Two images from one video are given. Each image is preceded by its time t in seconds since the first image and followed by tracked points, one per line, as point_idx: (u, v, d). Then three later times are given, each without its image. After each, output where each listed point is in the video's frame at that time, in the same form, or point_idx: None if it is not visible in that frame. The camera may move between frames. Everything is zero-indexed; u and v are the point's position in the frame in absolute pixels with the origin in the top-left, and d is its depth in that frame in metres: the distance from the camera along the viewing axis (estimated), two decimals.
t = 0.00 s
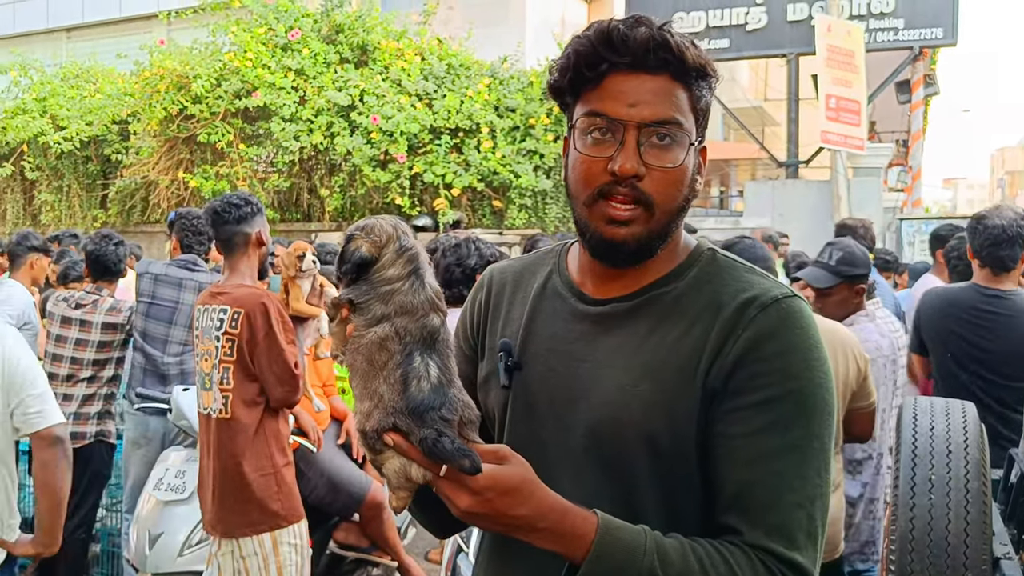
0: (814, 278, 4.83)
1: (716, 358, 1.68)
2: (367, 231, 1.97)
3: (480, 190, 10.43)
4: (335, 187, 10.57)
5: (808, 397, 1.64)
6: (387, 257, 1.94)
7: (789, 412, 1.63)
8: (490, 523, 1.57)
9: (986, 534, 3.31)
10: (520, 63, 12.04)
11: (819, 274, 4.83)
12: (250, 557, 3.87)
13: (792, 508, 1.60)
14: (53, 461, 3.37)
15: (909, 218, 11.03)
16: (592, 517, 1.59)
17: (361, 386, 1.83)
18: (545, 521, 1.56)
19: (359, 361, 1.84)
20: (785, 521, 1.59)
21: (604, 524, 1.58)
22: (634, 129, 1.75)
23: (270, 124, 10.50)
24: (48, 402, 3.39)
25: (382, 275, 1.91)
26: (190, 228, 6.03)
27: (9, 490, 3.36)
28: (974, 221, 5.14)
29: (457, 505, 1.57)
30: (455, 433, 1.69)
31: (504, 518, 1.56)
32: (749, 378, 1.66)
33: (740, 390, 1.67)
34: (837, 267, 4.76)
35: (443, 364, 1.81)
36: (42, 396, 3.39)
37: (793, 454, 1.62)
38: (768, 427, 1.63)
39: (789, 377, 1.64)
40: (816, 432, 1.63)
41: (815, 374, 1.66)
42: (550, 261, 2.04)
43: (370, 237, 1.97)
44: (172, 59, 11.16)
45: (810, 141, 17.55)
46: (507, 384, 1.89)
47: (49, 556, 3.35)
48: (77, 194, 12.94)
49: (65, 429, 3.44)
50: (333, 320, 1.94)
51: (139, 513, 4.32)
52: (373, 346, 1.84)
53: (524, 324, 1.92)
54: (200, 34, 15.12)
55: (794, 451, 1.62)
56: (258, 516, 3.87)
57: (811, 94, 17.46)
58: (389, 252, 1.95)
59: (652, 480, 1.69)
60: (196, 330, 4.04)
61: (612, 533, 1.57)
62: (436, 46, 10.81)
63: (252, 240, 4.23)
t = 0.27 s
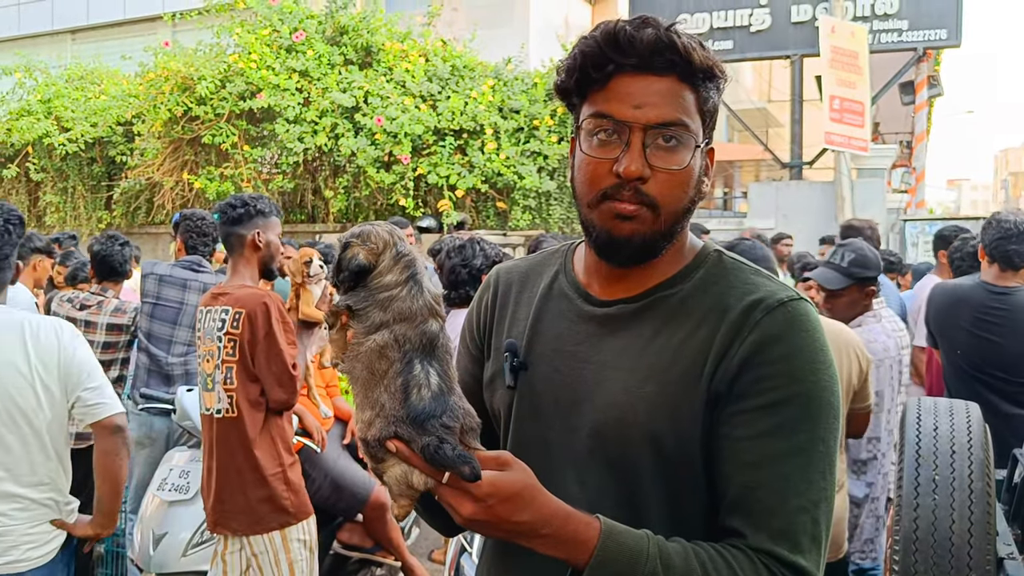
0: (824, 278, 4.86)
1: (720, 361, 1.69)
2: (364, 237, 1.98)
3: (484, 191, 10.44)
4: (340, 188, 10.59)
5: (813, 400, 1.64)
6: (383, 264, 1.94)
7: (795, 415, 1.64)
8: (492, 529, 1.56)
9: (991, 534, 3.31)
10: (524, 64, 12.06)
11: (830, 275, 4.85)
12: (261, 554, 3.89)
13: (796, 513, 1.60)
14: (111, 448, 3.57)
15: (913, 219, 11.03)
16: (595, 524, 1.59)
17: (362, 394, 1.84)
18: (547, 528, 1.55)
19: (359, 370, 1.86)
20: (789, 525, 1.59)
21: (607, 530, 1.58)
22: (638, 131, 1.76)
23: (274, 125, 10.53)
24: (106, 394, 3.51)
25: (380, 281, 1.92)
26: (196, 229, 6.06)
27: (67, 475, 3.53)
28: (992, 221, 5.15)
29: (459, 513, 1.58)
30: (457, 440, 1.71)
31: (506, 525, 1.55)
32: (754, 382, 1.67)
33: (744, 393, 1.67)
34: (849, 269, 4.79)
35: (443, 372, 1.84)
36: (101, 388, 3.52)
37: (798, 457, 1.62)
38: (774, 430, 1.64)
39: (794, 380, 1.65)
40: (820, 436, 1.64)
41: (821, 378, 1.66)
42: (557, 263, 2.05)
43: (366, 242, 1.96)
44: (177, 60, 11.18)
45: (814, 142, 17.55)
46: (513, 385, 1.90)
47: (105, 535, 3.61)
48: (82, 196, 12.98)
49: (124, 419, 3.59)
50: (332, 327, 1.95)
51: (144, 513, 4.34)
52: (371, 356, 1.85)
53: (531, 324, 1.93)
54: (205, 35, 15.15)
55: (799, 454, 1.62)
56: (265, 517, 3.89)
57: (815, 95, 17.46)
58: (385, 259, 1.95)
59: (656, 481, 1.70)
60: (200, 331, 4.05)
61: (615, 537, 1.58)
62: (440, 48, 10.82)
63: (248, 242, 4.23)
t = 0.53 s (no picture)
0: (829, 274, 4.84)
1: (719, 361, 1.69)
2: (364, 234, 1.96)
3: (482, 188, 10.45)
4: (338, 185, 10.58)
5: (813, 400, 1.65)
6: (383, 262, 1.94)
7: (795, 415, 1.64)
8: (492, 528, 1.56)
9: (989, 533, 3.31)
10: (522, 61, 12.06)
11: (835, 271, 4.82)
12: (257, 556, 3.90)
13: (795, 513, 1.61)
14: (144, 443, 3.65)
15: (911, 216, 11.03)
16: (595, 525, 1.59)
17: (359, 393, 1.84)
18: (547, 528, 1.55)
19: (355, 369, 1.86)
20: (787, 526, 1.60)
21: (608, 531, 1.58)
22: (602, 139, 1.74)
23: (273, 122, 10.52)
24: (141, 388, 3.61)
25: (379, 279, 1.92)
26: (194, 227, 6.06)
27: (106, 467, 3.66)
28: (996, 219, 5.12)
29: (457, 511, 1.57)
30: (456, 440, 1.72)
31: (504, 525, 1.55)
32: (753, 382, 1.67)
33: (743, 394, 1.67)
34: (854, 267, 4.75)
35: (441, 374, 1.85)
36: (136, 382, 3.62)
37: (798, 457, 1.63)
38: (774, 430, 1.64)
39: (794, 380, 1.65)
40: (819, 436, 1.65)
41: (820, 378, 1.67)
42: (556, 261, 2.05)
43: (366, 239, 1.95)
44: (175, 57, 11.17)
45: (813, 139, 17.56)
46: (512, 383, 1.90)
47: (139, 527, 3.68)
48: (80, 193, 12.97)
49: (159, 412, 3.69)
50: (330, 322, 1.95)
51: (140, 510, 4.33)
52: (368, 355, 1.85)
53: (530, 323, 1.93)
54: (203, 32, 15.14)
55: (799, 454, 1.63)
56: (265, 515, 3.89)
57: (813, 92, 17.46)
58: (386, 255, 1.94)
59: (656, 482, 1.71)
60: (199, 329, 4.04)
61: (615, 538, 1.58)
62: (439, 44, 10.80)
63: (245, 241, 4.21)
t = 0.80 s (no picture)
0: (850, 261, 4.81)
1: (727, 358, 1.70)
2: (352, 224, 1.88)
3: (482, 184, 10.45)
4: (338, 180, 10.58)
5: (820, 397, 1.66)
6: (373, 252, 1.87)
7: (805, 413, 1.65)
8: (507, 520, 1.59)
9: (990, 529, 3.31)
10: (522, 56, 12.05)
11: (855, 259, 4.82)
12: (260, 549, 3.92)
13: (807, 510, 1.63)
14: (155, 448, 3.61)
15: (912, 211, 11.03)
16: (610, 521, 1.61)
17: (375, 385, 1.76)
18: (560, 522, 1.58)
19: (368, 365, 1.78)
20: (798, 522, 1.62)
21: (622, 527, 1.60)
22: (577, 135, 1.76)
23: (273, 118, 10.52)
24: (158, 394, 3.58)
25: (372, 269, 1.85)
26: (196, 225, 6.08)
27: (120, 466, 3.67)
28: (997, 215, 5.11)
29: (471, 498, 1.61)
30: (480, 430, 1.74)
31: (516, 515, 1.58)
32: (761, 379, 1.68)
33: (751, 391, 1.68)
34: (872, 256, 4.82)
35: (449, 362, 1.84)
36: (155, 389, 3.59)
37: (809, 454, 1.64)
38: (785, 427, 1.65)
39: (801, 377, 1.66)
40: (828, 433, 1.66)
41: (828, 373, 1.68)
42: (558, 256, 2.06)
43: (354, 228, 1.87)
44: (175, 52, 11.16)
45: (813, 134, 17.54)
46: (513, 376, 1.91)
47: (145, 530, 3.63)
48: (80, 188, 12.99)
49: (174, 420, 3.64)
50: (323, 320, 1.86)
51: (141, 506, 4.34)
52: (376, 347, 1.78)
53: (530, 317, 1.94)
54: (203, 28, 15.14)
55: (809, 451, 1.64)
56: (271, 510, 3.92)
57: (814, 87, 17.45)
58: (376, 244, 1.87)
59: (659, 477, 1.71)
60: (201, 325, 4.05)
61: (631, 533, 1.60)
62: (439, 40, 10.78)
63: (259, 237, 4.14)
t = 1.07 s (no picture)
0: (853, 256, 4.83)
1: (732, 351, 1.71)
2: (332, 221, 2.08)
3: (480, 180, 10.45)
4: (336, 176, 10.59)
5: (825, 390, 1.67)
6: (359, 247, 2.05)
7: (811, 406, 1.66)
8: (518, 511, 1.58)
9: (992, 526, 3.25)
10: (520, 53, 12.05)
11: (858, 254, 4.83)
12: (265, 545, 3.92)
13: (815, 503, 1.63)
14: (150, 451, 3.61)
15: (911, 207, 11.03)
16: (620, 513, 1.60)
17: (399, 378, 1.82)
18: (572, 511, 1.57)
19: (383, 355, 1.86)
20: (806, 515, 1.63)
21: (633, 519, 1.59)
22: (586, 135, 1.76)
23: (270, 114, 10.52)
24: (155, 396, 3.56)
25: (359, 262, 2.02)
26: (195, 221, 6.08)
27: (121, 463, 3.67)
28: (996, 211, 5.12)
29: (483, 481, 1.61)
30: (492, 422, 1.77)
31: (526, 503, 1.57)
32: (767, 372, 1.68)
33: (757, 384, 1.69)
34: (876, 250, 4.83)
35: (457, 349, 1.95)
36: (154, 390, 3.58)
37: (815, 447, 1.65)
38: (791, 420, 1.66)
39: (806, 371, 1.67)
40: (834, 427, 1.67)
41: (832, 366, 1.69)
42: (557, 251, 2.06)
43: (338, 225, 2.07)
44: (172, 49, 11.14)
45: (811, 131, 17.54)
46: (514, 371, 1.93)
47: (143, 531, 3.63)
48: (78, 185, 12.99)
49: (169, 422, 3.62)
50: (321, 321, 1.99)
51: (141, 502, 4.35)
52: (387, 335, 1.88)
53: (530, 312, 1.94)
54: (200, 24, 15.11)
55: (815, 445, 1.65)
56: (276, 505, 3.93)
57: (812, 84, 17.45)
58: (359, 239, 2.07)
59: (663, 471, 1.72)
60: (201, 323, 4.05)
61: (639, 524, 1.59)
62: (437, 36, 10.76)
63: (264, 234, 4.14)
